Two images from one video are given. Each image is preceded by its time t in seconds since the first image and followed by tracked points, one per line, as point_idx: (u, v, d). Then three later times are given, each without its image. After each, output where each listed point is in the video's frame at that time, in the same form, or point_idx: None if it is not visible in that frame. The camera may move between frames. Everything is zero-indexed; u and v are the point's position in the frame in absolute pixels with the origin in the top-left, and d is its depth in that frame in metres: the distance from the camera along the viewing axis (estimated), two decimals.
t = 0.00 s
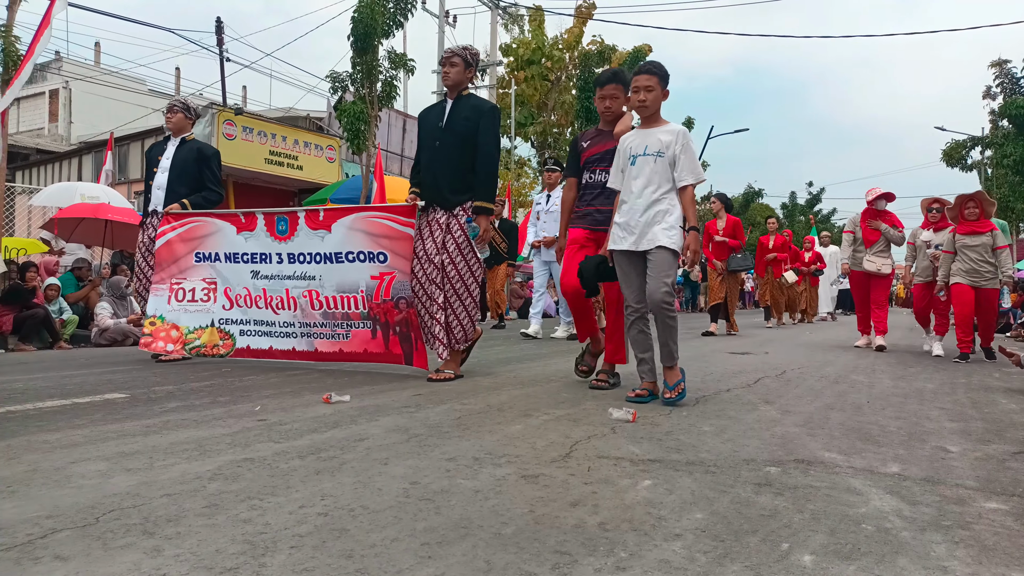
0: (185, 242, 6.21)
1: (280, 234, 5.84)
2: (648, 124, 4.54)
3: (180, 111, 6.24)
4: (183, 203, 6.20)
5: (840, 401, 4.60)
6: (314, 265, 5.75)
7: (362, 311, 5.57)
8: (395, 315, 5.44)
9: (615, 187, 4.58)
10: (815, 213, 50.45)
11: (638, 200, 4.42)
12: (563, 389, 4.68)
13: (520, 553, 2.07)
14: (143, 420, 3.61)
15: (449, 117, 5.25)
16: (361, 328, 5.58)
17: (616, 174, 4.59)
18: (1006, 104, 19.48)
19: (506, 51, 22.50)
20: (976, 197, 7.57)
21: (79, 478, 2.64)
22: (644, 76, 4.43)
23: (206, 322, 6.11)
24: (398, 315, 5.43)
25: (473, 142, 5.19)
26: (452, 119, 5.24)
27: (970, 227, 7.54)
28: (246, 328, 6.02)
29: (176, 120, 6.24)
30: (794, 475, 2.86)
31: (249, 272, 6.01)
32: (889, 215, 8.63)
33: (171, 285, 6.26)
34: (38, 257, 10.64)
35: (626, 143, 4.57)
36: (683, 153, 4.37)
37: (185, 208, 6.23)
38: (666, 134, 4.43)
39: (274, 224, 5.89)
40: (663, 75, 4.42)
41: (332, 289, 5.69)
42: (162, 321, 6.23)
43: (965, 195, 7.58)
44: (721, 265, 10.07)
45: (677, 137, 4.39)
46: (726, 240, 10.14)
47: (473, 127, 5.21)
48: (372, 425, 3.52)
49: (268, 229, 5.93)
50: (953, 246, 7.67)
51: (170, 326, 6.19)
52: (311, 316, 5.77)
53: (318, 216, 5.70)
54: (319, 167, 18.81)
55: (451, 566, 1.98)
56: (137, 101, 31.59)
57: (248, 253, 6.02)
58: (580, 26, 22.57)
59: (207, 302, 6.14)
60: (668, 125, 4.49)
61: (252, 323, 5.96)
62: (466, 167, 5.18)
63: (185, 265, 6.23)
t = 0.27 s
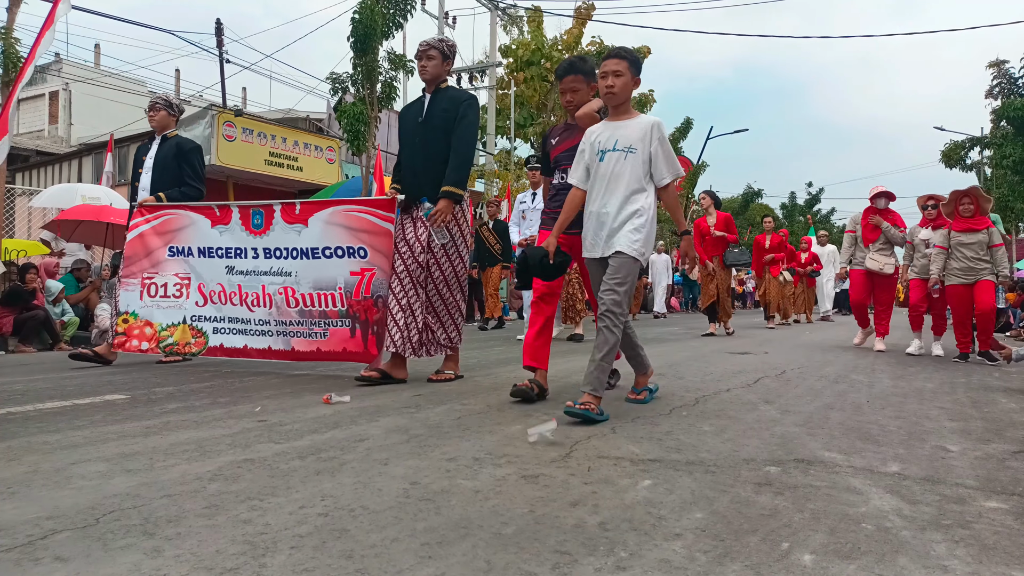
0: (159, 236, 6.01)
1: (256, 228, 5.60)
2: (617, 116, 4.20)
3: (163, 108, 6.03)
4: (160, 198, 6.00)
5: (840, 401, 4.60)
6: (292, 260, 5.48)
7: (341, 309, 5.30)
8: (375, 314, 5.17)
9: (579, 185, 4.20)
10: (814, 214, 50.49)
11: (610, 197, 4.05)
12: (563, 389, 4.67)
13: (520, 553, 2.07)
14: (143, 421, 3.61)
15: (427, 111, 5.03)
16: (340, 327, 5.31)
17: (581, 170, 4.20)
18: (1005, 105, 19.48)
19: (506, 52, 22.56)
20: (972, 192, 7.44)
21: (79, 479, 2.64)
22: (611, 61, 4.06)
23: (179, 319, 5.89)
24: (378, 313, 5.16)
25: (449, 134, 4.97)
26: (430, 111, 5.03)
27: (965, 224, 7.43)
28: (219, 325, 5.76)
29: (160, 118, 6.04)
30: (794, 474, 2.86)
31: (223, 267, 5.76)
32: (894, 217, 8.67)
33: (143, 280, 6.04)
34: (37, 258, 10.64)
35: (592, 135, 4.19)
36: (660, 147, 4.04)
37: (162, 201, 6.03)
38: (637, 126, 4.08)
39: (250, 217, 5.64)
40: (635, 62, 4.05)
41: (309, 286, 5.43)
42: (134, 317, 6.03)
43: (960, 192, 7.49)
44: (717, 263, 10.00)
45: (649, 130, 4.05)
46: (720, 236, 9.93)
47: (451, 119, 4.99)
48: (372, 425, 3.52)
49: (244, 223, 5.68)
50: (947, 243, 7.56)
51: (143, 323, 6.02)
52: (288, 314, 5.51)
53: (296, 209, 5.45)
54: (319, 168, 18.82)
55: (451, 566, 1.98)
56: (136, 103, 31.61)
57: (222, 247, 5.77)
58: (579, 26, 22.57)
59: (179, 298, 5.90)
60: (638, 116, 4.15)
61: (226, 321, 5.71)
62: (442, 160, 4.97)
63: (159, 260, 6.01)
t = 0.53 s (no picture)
0: (130, 239, 5.89)
1: (221, 229, 5.39)
2: (581, 89, 3.96)
3: (128, 106, 5.95)
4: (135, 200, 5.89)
5: (840, 401, 4.60)
6: (256, 263, 5.26)
7: (305, 314, 5.04)
8: (337, 319, 4.89)
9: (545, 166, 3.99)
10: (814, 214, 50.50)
11: (569, 179, 3.82)
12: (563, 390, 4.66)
13: (520, 554, 2.07)
14: (143, 423, 3.61)
15: (393, 106, 4.96)
16: (304, 333, 5.05)
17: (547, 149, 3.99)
18: (1005, 107, 19.51)
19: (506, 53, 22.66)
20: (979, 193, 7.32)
21: (79, 480, 2.64)
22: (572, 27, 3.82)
23: (139, 325, 5.73)
24: (341, 318, 4.88)
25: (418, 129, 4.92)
26: (395, 106, 4.95)
27: (971, 225, 7.34)
28: (181, 332, 5.58)
29: (125, 116, 5.98)
30: (794, 475, 2.86)
31: (188, 272, 5.57)
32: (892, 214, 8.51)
33: (109, 283, 5.93)
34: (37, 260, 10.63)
35: (557, 112, 3.96)
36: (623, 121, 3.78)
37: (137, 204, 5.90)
38: (601, 99, 3.84)
39: (217, 218, 5.43)
40: (598, 27, 3.81)
41: (273, 290, 5.18)
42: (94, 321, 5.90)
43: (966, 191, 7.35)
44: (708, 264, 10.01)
45: (613, 102, 3.81)
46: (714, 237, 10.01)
47: (416, 113, 4.93)
48: (373, 426, 3.52)
49: (211, 224, 5.48)
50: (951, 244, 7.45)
51: (102, 327, 5.87)
52: (251, 320, 5.27)
53: (262, 209, 5.21)
54: (318, 169, 18.81)
55: (451, 567, 1.98)
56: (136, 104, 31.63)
57: (188, 250, 5.59)
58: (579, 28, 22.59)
59: (142, 304, 5.76)
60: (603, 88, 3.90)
61: (188, 328, 5.53)
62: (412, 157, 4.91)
63: (126, 263, 5.89)
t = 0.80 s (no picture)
0: (102, 241, 5.69)
1: (191, 228, 5.25)
2: (527, 71, 3.53)
3: (91, 101, 5.81)
4: (106, 197, 5.72)
5: (840, 402, 4.60)
6: (222, 263, 5.12)
7: (263, 318, 4.89)
8: (298, 322, 4.75)
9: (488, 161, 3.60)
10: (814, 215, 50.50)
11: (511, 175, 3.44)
12: (563, 391, 4.66)
13: (521, 555, 2.07)
14: (142, 425, 3.60)
15: (360, 100, 4.67)
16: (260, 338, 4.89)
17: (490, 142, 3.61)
18: (1005, 108, 19.51)
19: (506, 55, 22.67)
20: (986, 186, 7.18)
21: (79, 482, 2.64)
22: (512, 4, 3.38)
23: (101, 327, 5.52)
24: (302, 322, 4.75)
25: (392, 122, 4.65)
26: (363, 99, 4.67)
27: (980, 220, 7.20)
28: (143, 335, 5.40)
29: (89, 112, 5.84)
30: (795, 475, 2.86)
31: (155, 272, 5.42)
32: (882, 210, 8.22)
33: (78, 285, 5.73)
34: (37, 261, 10.63)
35: (500, 99, 3.56)
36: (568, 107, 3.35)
37: (109, 201, 5.73)
38: (547, 83, 3.43)
39: (187, 217, 5.30)
40: None
41: (234, 293, 5.04)
42: (59, 323, 5.67)
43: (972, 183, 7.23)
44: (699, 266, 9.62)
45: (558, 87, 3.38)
46: (706, 239, 9.60)
47: (387, 107, 4.65)
48: (373, 427, 3.52)
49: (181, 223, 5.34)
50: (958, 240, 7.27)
51: (64, 330, 5.63)
52: (211, 322, 5.10)
53: (233, 207, 5.10)
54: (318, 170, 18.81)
55: (451, 568, 1.97)
56: (137, 106, 31.67)
57: (158, 250, 5.44)
58: (578, 28, 22.60)
59: (106, 306, 5.56)
60: (552, 71, 3.47)
61: (149, 330, 5.34)
62: (386, 151, 4.64)
63: (96, 264, 5.70)
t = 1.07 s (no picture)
0: (72, 233, 5.66)
1: (162, 222, 5.19)
2: (475, 36, 3.23)
3: (70, 98, 5.69)
4: (80, 192, 5.63)
5: (841, 402, 4.59)
6: (189, 259, 5.05)
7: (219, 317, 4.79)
8: (255, 322, 4.65)
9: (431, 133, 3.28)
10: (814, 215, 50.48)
11: (454, 148, 3.10)
12: (564, 391, 4.66)
13: (521, 555, 2.07)
14: (142, 425, 3.60)
15: (337, 94, 4.47)
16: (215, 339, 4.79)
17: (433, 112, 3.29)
18: (1006, 108, 19.52)
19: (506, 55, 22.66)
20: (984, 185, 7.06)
21: (79, 482, 2.64)
22: None
23: (76, 326, 5.47)
24: (259, 322, 4.65)
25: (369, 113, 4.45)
26: (339, 94, 4.47)
27: (978, 220, 7.07)
28: (111, 333, 5.33)
29: (69, 109, 5.72)
30: (795, 475, 2.86)
31: (125, 268, 5.35)
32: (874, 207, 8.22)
33: (52, 281, 5.67)
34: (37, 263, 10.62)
35: (445, 64, 3.25)
36: (526, 75, 3.08)
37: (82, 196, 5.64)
38: (497, 47, 3.13)
39: (158, 211, 5.24)
40: None
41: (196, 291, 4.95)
42: (39, 323, 5.61)
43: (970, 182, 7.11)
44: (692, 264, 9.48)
45: (509, 51, 3.10)
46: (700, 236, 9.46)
47: (364, 102, 4.45)
48: (373, 428, 3.52)
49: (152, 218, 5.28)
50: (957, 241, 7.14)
51: (46, 330, 5.56)
52: (173, 321, 5.01)
53: (203, 201, 5.05)
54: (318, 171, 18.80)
55: (452, 568, 1.97)
56: (136, 107, 31.67)
57: (128, 245, 5.38)
58: (578, 29, 22.61)
59: (78, 302, 5.50)
60: (504, 34, 3.18)
61: (117, 328, 5.27)
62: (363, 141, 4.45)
63: (67, 260, 5.64)
